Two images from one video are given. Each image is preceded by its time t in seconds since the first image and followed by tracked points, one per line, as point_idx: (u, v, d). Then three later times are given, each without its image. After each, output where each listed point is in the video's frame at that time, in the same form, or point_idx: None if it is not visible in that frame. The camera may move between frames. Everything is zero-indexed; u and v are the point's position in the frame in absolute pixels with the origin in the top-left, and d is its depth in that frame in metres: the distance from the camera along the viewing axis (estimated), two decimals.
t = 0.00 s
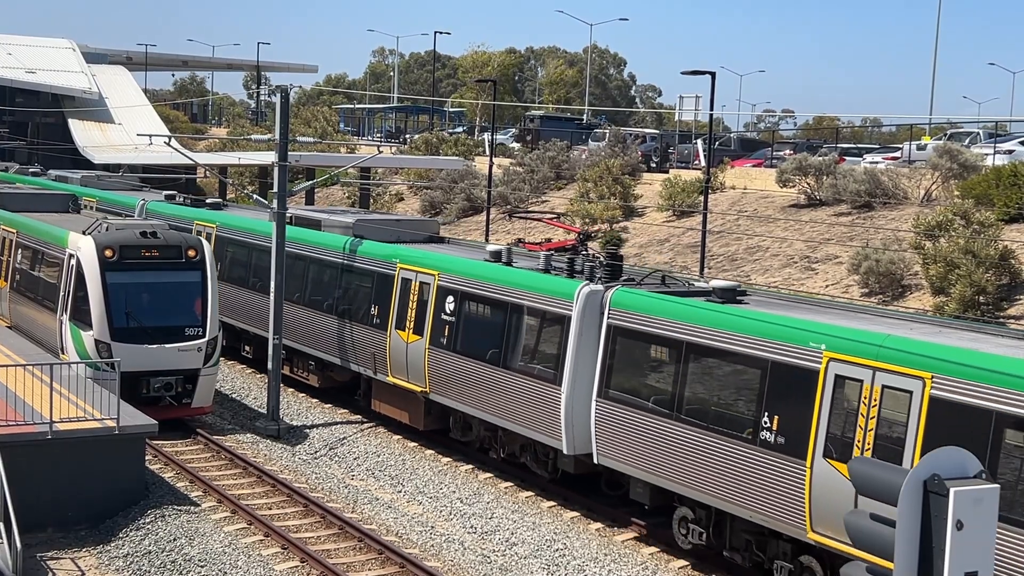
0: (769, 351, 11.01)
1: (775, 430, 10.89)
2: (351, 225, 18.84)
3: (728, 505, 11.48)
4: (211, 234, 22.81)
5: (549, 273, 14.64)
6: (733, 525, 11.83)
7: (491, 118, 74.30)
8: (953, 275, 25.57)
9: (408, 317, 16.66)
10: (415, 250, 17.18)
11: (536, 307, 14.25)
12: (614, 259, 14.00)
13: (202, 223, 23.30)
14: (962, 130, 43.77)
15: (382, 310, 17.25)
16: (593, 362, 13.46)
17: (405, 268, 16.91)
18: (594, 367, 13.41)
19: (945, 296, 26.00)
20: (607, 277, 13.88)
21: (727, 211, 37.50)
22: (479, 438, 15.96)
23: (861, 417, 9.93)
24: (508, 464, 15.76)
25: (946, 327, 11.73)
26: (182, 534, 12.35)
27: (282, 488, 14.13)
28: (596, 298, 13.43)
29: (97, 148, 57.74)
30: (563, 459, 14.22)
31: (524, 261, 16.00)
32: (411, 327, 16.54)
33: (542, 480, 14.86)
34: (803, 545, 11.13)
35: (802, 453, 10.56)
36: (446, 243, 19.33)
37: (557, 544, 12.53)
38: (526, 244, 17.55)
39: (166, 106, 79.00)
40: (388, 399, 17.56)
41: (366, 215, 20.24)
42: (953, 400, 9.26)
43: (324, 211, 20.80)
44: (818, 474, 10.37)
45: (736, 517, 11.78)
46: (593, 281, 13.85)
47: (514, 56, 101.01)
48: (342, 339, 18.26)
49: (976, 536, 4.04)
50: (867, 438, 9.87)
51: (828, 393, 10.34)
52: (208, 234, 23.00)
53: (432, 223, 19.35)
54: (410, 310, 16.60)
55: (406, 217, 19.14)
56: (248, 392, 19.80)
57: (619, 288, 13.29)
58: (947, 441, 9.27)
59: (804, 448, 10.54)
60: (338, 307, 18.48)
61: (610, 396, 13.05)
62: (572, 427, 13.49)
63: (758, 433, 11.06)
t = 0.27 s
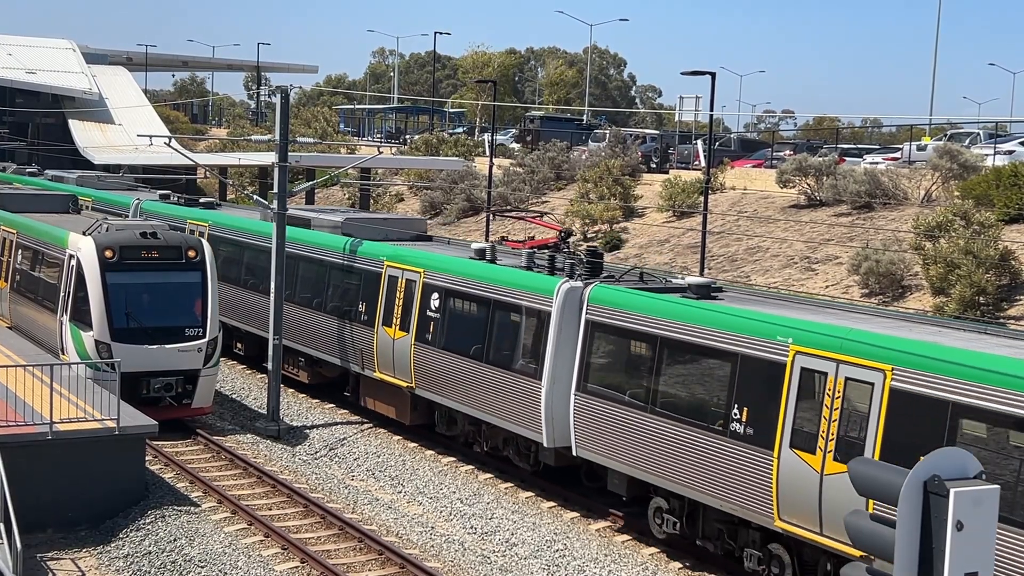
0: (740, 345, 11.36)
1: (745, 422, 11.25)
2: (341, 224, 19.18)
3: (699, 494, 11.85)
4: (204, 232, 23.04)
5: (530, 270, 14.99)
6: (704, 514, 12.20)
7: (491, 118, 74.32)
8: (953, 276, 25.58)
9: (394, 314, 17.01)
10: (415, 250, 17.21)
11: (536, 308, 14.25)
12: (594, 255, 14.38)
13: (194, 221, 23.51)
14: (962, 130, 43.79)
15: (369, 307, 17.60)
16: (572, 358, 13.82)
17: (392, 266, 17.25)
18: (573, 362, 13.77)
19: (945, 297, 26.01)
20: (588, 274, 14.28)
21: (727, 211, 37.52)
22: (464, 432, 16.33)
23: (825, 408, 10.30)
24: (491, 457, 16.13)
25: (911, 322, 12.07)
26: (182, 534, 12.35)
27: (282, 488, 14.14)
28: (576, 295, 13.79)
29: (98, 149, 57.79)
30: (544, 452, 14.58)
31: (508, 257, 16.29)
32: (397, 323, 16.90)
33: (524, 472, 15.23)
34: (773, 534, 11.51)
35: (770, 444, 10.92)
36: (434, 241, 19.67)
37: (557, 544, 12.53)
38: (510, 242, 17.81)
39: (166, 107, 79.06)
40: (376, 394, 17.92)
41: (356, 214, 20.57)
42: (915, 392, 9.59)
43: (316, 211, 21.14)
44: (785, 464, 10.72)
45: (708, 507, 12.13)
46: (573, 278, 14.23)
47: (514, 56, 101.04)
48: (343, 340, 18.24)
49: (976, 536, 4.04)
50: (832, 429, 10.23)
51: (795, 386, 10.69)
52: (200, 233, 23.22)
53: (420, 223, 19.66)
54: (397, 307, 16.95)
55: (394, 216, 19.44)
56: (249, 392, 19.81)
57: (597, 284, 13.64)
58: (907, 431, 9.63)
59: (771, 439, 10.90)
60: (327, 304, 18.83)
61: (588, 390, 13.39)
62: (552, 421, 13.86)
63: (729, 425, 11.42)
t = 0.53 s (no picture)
0: (712, 339, 11.66)
1: (717, 414, 11.56)
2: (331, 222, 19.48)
3: (674, 484, 12.19)
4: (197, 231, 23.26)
5: (514, 267, 15.26)
6: (679, 504, 12.51)
7: (493, 119, 74.33)
8: (954, 276, 25.58)
9: (382, 311, 17.32)
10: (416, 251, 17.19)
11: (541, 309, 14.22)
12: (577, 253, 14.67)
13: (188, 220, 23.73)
14: (963, 130, 43.80)
15: (358, 304, 17.92)
16: (554, 353, 14.13)
17: (380, 263, 17.55)
18: (555, 358, 14.07)
19: (947, 297, 26.00)
20: (570, 270, 14.56)
21: (728, 212, 37.51)
22: (450, 427, 16.66)
23: (793, 400, 10.60)
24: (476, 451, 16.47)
25: (880, 318, 12.38)
26: (184, 535, 12.36)
27: (283, 488, 14.15)
28: (558, 291, 14.09)
29: (99, 149, 57.86)
30: (527, 445, 14.89)
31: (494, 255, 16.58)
32: (385, 320, 17.21)
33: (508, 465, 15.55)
34: (744, 522, 11.76)
35: (740, 435, 11.23)
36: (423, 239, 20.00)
37: (559, 545, 12.53)
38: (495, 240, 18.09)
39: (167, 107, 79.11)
40: (365, 389, 18.26)
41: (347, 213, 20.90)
42: (878, 383, 9.91)
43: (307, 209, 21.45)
44: (755, 455, 11.03)
45: (682, 497, 12.44)
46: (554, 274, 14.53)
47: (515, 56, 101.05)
48: (345, 341, 18.21)
49: (977, 536, 4.03)
50: (799, 420, 10.53)
51: (764, 379, 10.99)
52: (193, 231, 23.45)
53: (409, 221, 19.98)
54: (385, 303, 17.25)
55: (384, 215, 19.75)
56: (250, 393, 19.82)
57: (577, 281, 13.94)
58: (870, 422, 9.93)
59: (741, 431, 11.21)
60: (318, 302, 19.15)
61: (569, 383, 13.72)
62: (534, 414, 14.18)
63: (702, 417, 11.75)
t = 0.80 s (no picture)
0: (688, 334, 12.00)
1: (692, 406, 11.90)
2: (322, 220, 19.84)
3: (650, 476, 12.55)
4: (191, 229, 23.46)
5: (499, 264, 15.56)
6: (656, 495, 12.88)
7: (495, 120, 74.35)
8: (956, 276, 25.59)
9: (372, 307, 17.67)
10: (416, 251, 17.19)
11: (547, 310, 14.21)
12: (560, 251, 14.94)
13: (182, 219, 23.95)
14: (965, 131, 43.78)
15: (349, 301, 18.26)
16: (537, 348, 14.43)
17: (370, 261, 17.89)
18: (537, 353, 14.39)
19: (949, 297, 26.00)
20: (554, 267, 14.84)
21: (731, 213, 37.49)
22: (438, 422, 16.99)
23: (763, 392, 10.93)
24: (463, 444, 16.80)
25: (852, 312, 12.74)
26: (186, 535, 12.37)
27: (286, 489, 14.16)
28: (541, 288, 14.42)
29: (101, 150, 57.93)
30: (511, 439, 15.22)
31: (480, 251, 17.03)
32: (375, 316, 17.55)
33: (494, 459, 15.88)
34: (718, 512, 12.10)
35: (713, 427, 11.57)
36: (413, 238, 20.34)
37: (561, 545, 12.52)
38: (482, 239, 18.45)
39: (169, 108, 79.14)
40: (355, 385, 18.59)
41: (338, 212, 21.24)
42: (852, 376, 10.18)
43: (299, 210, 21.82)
44: (728, 445, 11.37)
45: (660, 488, 12.81)
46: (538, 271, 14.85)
47: (517, 57, 101.07)
48: (347, 341, 18.25)
49: (981, 536, 4.03)
50: (770, 412, 10.88)
51: (736, 371, 11.33)
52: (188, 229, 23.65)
53: (400, 220, 20.35)
54: (375, 300, 17.60)
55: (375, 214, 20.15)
56: (253, 393, 19.82)
57: (559, 278, 14.27)
58: (837, 414, 10.28)
59: (714, 423, 11.55)
60: (309, 299, 19.49)
61: (551, 377, 14.03)
62: (518, 407, 14.49)
63: (678, 410, 12.08)
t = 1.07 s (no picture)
0: (664, 327, 12.36)
1: (668, 398, 12.23)
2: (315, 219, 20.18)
3: (626, 466, 12.90)
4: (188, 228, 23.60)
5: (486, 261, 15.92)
6: (636, 485, 13.20)
7: (497, 119, 74.35)
8: (959, 276, 25.56)
9: (362, 304, 17.99)
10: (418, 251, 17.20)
11: (549, 309, 14.19)
12: (545, 247, 15.21)
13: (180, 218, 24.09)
14: (967, 130, 43.73)
15: (339, 298, 18.58)
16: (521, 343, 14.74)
17: (360, 258, 18.21)
18: (521, 348, 14.68)
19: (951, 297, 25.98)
20: (539, 264, 15.13)
21: (733, 212, 37.45)
22: (426, 416, 17.31)
23: (736, 383, 11.26)
24: (450, 438, 17.12)
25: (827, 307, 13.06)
26: (189, 535, 12.37)
27: (288, 488, 14.16)
28: (525, 283, 14.75)
29: (104, 150, 57.97)
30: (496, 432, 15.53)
31: (467, 248, 17.71)
32: (365, 313, 17.88)
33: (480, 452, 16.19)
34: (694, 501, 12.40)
35: (688, 418, 11.90)
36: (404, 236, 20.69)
37: (564, 545, 12.51)
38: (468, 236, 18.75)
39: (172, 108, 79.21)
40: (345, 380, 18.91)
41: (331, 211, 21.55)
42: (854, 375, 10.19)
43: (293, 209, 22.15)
44: (702, 436, 11.69)
45: (639, 478, 13.15)
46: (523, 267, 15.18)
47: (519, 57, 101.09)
48: (348, 341, 18.27)
49: (984, 536, 4.02)
50: (741, 403, 11.20)
51: (711, 364, 11.66)
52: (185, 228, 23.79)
53: (390, 218, 20.72)
54: (365, 297, 17.92)
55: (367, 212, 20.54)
56: (255, 393, 19.82)
57: (543, 273, 14.61)
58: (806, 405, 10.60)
59: (689, 414, 11.89)
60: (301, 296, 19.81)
61: (534, 371, 14.34)
62: (502, 402, 14.78)
63: (655, 401, 12.40)
